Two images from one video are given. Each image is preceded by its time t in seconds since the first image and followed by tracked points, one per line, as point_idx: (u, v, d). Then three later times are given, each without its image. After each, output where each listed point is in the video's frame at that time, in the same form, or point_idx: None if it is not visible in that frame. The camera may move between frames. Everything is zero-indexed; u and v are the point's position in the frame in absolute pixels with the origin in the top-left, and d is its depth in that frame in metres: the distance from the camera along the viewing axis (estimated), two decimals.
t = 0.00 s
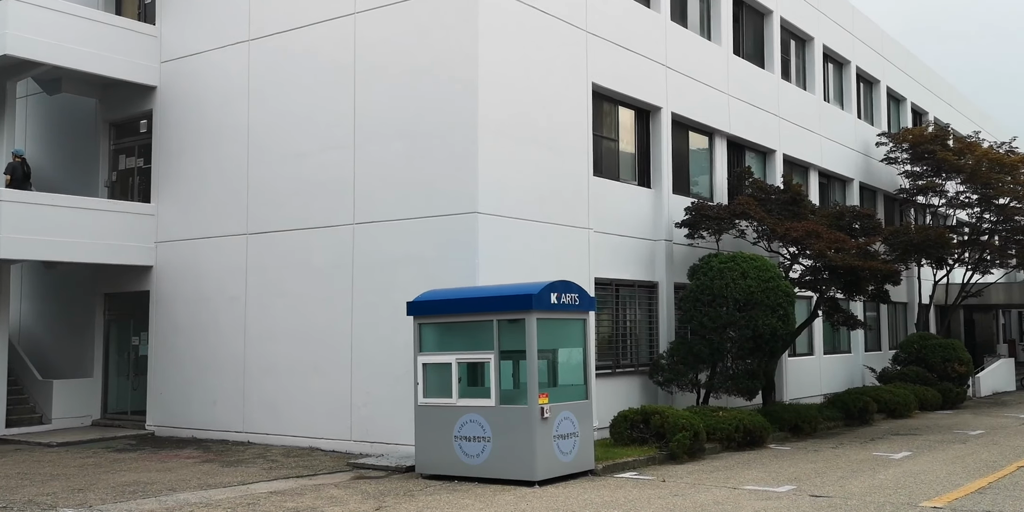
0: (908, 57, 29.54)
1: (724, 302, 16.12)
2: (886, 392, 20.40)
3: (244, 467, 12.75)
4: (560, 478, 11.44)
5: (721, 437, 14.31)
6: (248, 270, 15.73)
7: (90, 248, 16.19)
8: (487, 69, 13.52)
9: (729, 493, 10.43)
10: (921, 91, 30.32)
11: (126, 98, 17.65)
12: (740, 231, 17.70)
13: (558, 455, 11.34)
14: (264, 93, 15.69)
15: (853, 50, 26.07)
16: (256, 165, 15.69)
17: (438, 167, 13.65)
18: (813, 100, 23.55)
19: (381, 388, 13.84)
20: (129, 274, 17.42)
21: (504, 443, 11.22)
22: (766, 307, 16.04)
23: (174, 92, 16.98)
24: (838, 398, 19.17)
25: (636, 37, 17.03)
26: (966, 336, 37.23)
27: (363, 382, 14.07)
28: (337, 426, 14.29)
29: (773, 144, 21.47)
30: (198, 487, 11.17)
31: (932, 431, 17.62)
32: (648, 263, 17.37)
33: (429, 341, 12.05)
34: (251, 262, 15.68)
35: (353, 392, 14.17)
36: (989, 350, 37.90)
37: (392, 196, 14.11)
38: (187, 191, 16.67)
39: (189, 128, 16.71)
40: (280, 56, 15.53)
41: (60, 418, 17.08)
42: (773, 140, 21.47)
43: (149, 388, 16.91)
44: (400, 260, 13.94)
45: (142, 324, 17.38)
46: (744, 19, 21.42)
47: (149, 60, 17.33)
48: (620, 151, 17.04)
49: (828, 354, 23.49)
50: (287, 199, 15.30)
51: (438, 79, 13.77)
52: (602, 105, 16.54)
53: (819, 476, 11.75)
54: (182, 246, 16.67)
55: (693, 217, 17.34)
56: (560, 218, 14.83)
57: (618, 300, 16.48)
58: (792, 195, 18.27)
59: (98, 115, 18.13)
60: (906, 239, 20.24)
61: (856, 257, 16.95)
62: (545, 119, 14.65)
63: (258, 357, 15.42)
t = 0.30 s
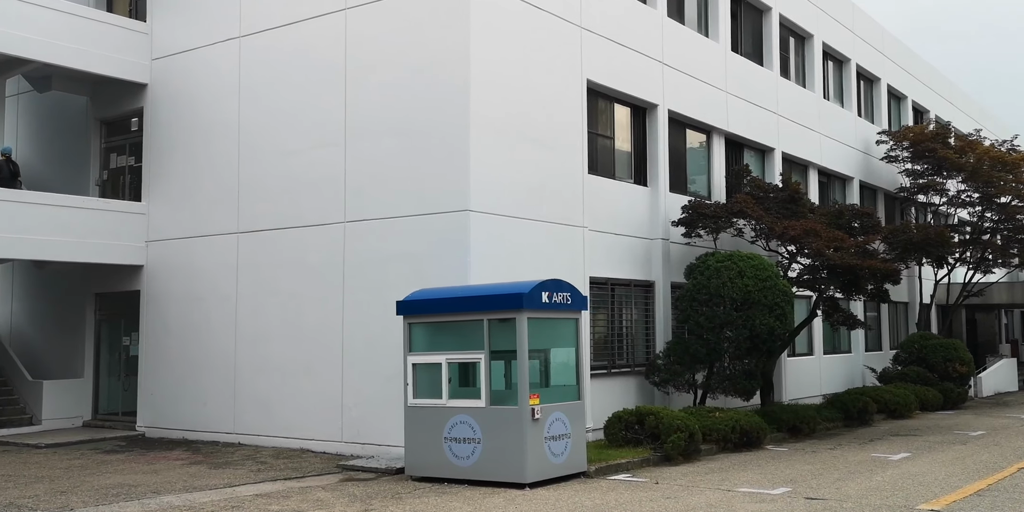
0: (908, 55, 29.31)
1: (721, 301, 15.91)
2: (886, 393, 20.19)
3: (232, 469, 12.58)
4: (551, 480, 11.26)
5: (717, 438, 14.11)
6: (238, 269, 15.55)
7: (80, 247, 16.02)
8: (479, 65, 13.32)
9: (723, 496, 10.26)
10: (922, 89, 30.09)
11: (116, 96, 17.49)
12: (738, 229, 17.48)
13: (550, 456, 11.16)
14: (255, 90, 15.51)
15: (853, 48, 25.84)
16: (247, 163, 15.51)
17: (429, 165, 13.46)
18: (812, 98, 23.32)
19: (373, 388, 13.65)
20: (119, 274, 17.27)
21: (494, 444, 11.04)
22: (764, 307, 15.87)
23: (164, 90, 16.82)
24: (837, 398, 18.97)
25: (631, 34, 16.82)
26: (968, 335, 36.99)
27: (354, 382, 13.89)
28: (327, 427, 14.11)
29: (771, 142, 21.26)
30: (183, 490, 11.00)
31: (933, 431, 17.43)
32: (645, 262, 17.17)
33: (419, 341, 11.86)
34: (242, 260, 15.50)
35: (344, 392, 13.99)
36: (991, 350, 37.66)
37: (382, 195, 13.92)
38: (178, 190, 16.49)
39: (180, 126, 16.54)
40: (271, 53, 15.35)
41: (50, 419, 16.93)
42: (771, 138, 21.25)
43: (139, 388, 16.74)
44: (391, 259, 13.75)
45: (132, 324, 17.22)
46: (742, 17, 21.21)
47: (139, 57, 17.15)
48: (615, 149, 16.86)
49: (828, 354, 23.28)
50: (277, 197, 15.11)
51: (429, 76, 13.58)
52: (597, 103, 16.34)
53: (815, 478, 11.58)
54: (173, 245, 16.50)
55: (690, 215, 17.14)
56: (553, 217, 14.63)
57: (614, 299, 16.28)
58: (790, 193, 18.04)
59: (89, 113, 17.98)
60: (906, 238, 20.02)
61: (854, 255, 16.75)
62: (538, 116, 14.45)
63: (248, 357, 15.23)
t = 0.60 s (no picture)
0: (908, 52, 29.07)
1: (716, 299, 15.67)
2: (884, 393, 19.97)
3: (218, 470, 12.38)
4: (542, 482, 11.04)
5: (712, 439, 13.89)
6: (228, 267, 15.33)
7: (67, 245, 15.81)
8: (470, 60, 13.11)
9: (716, 498, 10.06)
10: (922, 87, 29.87)
11: (105, 92, 17.31)
12: (734, 227, 17.26)
13: (540, 457, 10.94)
14: (245, 86, 15.29)
15: (852, 46, 25.59)
16: (236, 160, 15.30)
17: (419, 161, 13.24)
18: (811, 96, 23.09)
19: (362, 388, 13.43)
20: (107, 272, 17.07)
21: (484, 445, 10.83)
22: (760, 305, 15.67)
23: (154, 87, 16.61)
24: (835, 398, 18.75)
25: (626, 29, 16.60)
26: (969, 336, 36.78)
27: (343, 382, 13.67)
28: (317, 427, 13.89)
29: (769, 140, 21.03)
30: (165, 492, 10.80)
31: (931, 432, 17.20)
32: (640, 261, 16.95)
33: (408, 341, 11.64)
34: (231, 259, 15.28)
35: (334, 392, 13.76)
36: (992, 350, 37.46)
37: (372, 191, 13.70)
38: (167, 187, 16.28)
39: (169, 123, 16.33)
40: (261, 48, 15.13)
41: (37, 419, 16.74)
42: (769, 136, 21.02)
43: (127, 388, 16.52)
44: (380, 257, 13.53)
45: (121, 323, 17.02)
46: (740, 13, 20.96)
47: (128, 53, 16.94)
48: (610, 146, 16.64)
49: (826, 354, 23.05)
50: (267, 194, 14.89)
51: (420, 71, 13.35)
52: (592, 99, 16.11)
53: (811, 480, 11.37)
54: (162, 243, 16.28)
55: (686, 213, 16.92)
56: (547, 214, 14.41)
57: (608, 298, 16.06)
58: (788, 191, 17.80)
59: (78, 110, 17.80)
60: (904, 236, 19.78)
61: (852, 254, 16.55)
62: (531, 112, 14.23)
63: (238, 357, 15.02)
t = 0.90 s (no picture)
0: (907, 51, 28.87)
1: (711, 299, 15.45)
2: (882, 394, 19.79)
3: (203, 472, 12.19)
4: (531, 484, 10.84)
5: (706, 440, 13.69)
6: (216, 265, 15.13)
7: (54, 244, 15.60)
8: (461, 55, 12.89)
9: (707, 501, 9.87)
10: (920, 86, 29.67)
11: (94, 89, 17.14)
12: (730, 226, 17.04)
13: (530, 460, 10.75)
14: (233, 82, 15.09)
15: (850, 44, 25.37)
16: (224, 158, 15.10)
17: (409, 158, 13.04)
18: (808, 94, 22.88)
19: (351, 389, 13.23)
20: (95, 272, 16.88)
21: (472, 447, 10.63)
22: (755, 306, 15.40)
23: (142, 83, 16.41)
24: (832, 399, 18.56)
25: (621, 25, 16.38)
26: (968, 336, 36.62)
27: (332, 383, 13.47)
28: (305, 428, 13.69)
29: (766, 138, 20.81)
30: (147, 494, 10.62)
31: (929, 433, 17.01)
32: (635, 260, 16.74)
33: (396, 341, 11.45)
34: (219, 258, 15.08)
35: (322, 393, 13.56)
36: (990, 349, 37.32)
37: (361, 189, 13.49)
38: (155, 185, 16.08)
39: (157, 120, 16.14)
40: (250, 43, 14.92)
41: (24, 419, 16.56)
42: (766, 134, 20.81)
43: (115, 388, 16.33)
44: (370, 255, 13.33)
45: (108, 323, 16.84)
46: (737, 10, 20.72)
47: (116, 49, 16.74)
48: (604, 144, 16.43)
49: (823, 354, 22.86)
50: (255, 193, 14.69)
51: (410, 67, 13.15)
52: (585, 96, 15.89)
53: (805, 482, 11.20)
54: (150, 242, 16.09)
55: (680, 211, 16.71)
56: (540, 212, 14.20)
57: (602, 298, 15.87)
58: (785, 190, 17.58)
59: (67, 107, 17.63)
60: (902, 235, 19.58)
61: (848, 253, 16.35)
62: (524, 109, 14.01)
63: (226, 357, 14.82)
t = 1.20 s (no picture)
0: (901, 49, 28.72)
1: (702, 297, 15.28)
2: (875, 393, 19.64)
3: (184, 472, 12.01)
4: (517, 485, 10.67)
5: (696, 440, 13.54)
6: (200, 263, 14.95)
7: (36, 241, 15.40)
8: (447, 49, 12.71)
9: (695, 501, 9.71)
10: (914, 84, 29.55)
11: (79, 85, 16.99)
12: (722, 224, 16.86)
13: (515, 459, 10.57)
14: (218, 77, 14.90)
15: (844, 41, 25.20)
16: (210, 153, 14.91)
17: (395, 153, 12.85)
18: (802, 91, 22.71)
19: (336, 388, 13.04)
20: (79, 269, 16.68)
21: (456, 446, 10.46)
22: (746, 304, 15.20)
23: (127, 79, 16.23)
24: (824, 398, 18.42)
25: (612, 20, 16.20)
26: (962, 336, 36.55)
27: (317, 381, 13.28)
28: (290, 427, 13.51)
29: (759, 135, 20.63)
30: (125, 495, 10.44)
31: (922, 433, 16.86)
32: (625, 258, 16.57)
33: (381, 339, 11.28)
34: (204, 255, 14.89)
35: (308, 393, 13.38)
36: (985, 349, 37.24)
37: (346, 186, 13.31)
38: (140, 182, 15.90)
39: (142, 116, 15.96)
40: (235, 38, 14.72)
41: (7, 419, 16.38)
42: (759, 132, 20.64)
43: (99, 387, 16.14)
44: (355, 253, 13.15)
45: (92, 321, 16.65)
46: (730, 7, 20.52)
47: (101, 44, 16.53)
48: (594, 140, 16.24)
49: (817, 353, 22.72)
50: (241, 189, 14.50)
51: (396, 61, 12.96)
52: (576, 92, 15.71)
53: (794, 482, 11.05)
54: (134, 239, 15.89)
55: (671, 209, 16.53)
56: (529, 209, 14.02)
57: (592, 296, 15.70)
58: (777, 187, 17.40)
59: (52, 102, 17.51)
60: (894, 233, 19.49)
61: (840, 250, 16.19)
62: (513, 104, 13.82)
63: (210, 355, 14.64)
